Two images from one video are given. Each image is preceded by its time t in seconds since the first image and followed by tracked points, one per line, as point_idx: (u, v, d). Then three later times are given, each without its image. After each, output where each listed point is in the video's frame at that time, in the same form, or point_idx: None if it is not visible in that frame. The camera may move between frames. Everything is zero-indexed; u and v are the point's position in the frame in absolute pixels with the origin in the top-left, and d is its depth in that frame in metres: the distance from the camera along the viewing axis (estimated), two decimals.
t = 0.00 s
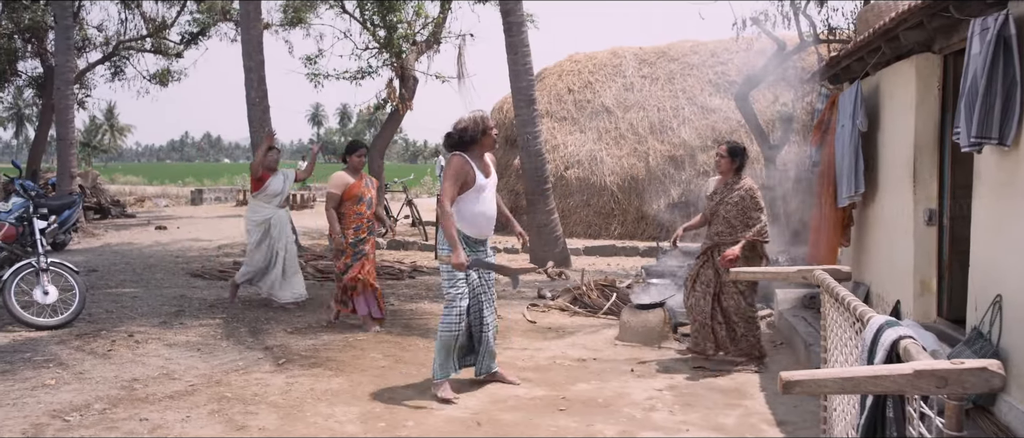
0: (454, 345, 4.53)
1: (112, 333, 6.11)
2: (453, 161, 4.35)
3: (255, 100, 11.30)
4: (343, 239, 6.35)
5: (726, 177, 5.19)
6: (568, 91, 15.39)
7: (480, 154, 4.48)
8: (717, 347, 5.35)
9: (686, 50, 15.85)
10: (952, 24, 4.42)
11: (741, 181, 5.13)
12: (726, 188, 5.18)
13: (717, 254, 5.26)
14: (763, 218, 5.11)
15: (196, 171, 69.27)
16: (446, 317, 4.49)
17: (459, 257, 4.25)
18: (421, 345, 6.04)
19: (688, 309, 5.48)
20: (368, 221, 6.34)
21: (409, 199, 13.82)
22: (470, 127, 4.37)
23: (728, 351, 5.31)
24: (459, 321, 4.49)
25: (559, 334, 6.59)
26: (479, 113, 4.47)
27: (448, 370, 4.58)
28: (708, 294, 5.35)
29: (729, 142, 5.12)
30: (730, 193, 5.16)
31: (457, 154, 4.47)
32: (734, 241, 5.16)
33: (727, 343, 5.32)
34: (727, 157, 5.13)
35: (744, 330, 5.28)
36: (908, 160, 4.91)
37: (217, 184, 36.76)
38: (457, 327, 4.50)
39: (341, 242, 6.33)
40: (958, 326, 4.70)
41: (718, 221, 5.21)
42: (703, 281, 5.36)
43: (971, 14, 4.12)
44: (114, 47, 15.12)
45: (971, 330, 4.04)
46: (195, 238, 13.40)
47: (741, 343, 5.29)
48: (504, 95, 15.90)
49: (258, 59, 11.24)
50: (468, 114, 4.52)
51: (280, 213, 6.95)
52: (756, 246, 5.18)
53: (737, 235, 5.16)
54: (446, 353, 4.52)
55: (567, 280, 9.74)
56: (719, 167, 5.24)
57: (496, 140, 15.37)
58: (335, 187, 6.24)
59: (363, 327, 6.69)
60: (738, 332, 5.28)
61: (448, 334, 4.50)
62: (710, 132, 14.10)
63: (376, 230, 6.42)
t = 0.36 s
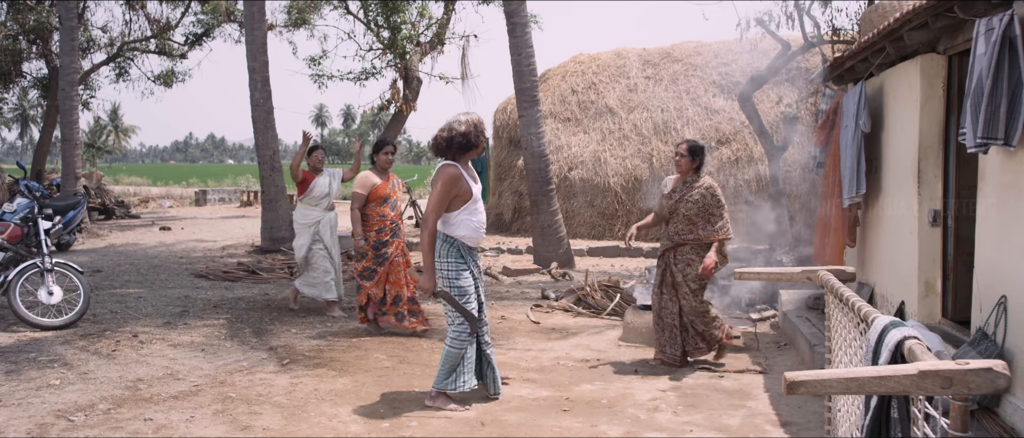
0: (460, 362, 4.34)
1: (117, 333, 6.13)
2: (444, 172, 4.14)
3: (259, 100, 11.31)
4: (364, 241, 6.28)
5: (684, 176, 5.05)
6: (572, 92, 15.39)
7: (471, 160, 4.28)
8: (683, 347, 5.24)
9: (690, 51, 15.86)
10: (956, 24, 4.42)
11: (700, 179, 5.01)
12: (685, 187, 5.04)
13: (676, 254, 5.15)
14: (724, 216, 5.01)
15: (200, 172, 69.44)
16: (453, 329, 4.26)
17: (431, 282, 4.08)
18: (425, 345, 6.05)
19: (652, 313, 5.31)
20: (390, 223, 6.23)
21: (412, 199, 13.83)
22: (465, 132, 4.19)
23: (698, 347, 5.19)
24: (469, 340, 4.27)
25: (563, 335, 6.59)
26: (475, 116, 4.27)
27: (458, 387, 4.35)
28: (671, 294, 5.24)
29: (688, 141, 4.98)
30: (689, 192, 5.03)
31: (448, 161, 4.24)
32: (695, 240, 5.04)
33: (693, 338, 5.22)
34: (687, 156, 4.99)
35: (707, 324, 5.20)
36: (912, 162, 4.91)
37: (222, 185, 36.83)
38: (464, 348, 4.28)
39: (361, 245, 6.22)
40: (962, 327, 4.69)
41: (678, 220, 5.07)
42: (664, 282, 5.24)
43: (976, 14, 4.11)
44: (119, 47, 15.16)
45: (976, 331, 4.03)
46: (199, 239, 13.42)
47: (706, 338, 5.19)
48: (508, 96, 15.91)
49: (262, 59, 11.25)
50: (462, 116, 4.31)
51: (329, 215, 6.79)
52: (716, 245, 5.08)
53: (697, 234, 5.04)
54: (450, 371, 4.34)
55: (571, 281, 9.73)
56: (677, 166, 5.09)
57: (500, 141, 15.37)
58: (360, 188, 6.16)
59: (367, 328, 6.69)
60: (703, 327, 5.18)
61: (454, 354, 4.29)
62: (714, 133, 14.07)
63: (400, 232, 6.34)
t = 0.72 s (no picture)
0: (459, 362, 4.32)
1: (117, 333, 6.13)
2: (447, 171, 4.11)
3: (260, 100, 11.31)
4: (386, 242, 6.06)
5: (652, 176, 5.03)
6: (573, 92, 15.39)
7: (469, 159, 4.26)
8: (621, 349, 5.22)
9: (691, 51, 15.87)
10: (957, 24, 4.42)
11: (670, 178, 4.99)
12: (653, 188, 5.00)
13: (643, 255, 5.11)
14: (692, 217, 4.97)
15: (201, 172, 69.49)
16: (453, 333, 4.25)
17: (464, 278, 4.08)
18: (426, 345, 6.05)
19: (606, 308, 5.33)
20: (412, 225, 5.98)
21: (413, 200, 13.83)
22: (465, 132, 4.17)
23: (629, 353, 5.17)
24: (469, 340, 4.26)
25: (563, 335, 6.59)
26: (474, 116, 4.26)
27: (457, 389, 4.37)
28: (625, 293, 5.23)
29: (658, 140, 4.94)
30: (657, 193, 5.00)
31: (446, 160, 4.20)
32: (663, 242, 5.00)
33: (629, 344, 5.18)
34: (656, 156, 4.96)
35: (645, 332, 5.14)
36: (912, 162, 4.92)
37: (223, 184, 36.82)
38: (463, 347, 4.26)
39: (383, 246, 6.01)
40: (963, 327, 4.69)
41: (647, 220, 5.03)
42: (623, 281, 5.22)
43: (977, 14, 4.11)
44: (120, 48, 15.17)
45: (978, 331, 4.03)
46: (200, 239, 13.42)
47: (642, 344, 5.14)
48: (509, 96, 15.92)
49: (263, 59, 11.26)
50: (458, 114, 4.29)
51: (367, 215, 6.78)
52: (683, 246, 5.05)
53: (665, 234, 5.00)
54: (451, 371, 4.33)
55: (572, 281, 9.72)
56: (646, 166, 5.04)
57: (501, 141, 15.38)
58: (385, 186, 5.85)
59: (368, 328, 6.68)
60: (639, 334, 5.13)
61: (456, 354, 4.26)
62: (715, 133, 14.06)
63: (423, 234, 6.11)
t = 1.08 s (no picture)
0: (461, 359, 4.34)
1: (117, 333, 6.13)
2: (458, 171, 4.18)
3: (259, 100, 11.29)
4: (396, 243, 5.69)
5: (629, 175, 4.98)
6: (572, 92, 15.38)
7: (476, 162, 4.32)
8: (611, 355, 5.15)
9: (690, 51, 15.86)
10: (956, 24, 4.42)
11: (646, 177, 4.95)
12: (630, 188, 4.96)
13: (623, 256, 5.07)
14: (670, 217, 4.94)
15: (201, 172, 69.49)
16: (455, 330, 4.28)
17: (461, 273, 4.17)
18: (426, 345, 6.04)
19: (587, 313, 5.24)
20: (424, 227, 5.59)
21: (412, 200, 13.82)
22: (473, 136, 4.23)
23: (622, 358, 5.11)
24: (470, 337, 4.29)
25: (563, 336, 6.59)
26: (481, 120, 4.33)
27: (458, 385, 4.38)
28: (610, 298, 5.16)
29: (633, 139, 4.89)
30: (634, 193, 4.95)
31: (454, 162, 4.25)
32: (642, 242, 4.97)
33: (621, 349, 5.13)
34: (631, 155, 4.90)
35: (638, 336, 5.10)
36: (912, 162, 4.92)
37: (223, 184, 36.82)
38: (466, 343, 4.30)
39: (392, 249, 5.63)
40: (962, 327, 4.70)
41: (625, 220, 4.99)
42: (605, 284, 5.16)
43: (976, 14, 4.11)
44: (119, 47, 15.16)
45: (977, 331, 4.03)
46: (199, 239, 13.42)
47: (632, 348, 5.10)
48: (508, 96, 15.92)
49: (262, 59, 11.25)
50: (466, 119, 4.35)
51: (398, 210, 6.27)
52: (663, 246, 5.01)
53: (644, 235, 4.96)
54: (455, 367, 4.34)
55: (571, 281, 9.72)
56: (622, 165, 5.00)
57: (500, 141, 15.38)
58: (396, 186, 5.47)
59: (368, 328, 6.67)
60: (632, 338, 5.09)
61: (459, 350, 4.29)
62: (714, 134, 14.05)
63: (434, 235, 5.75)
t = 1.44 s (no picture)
0: (461, 346, 4.64)
1: (117, 333, 6.14)
2: (456, 161, 4.43)
3: (259, 100, 11.29)
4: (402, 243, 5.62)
5: (604, 175, 4.95)
6: (572, 92, 15.38)
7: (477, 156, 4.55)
8: (602, 356, 5.09)
9: (690, 51, 15.86)
10: (956, 24, 4.42)
11: (621, 176, 4.92)
12: (606, 186, 4.91)
13: (603, 256, 5.01)
14: (645, 214, 4.93)
15: (201, 172, 69.51)
16: (441, 318, 4.64)
17: (447, 259, 4.48)
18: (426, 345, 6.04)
19: (572, 318, 5.11)
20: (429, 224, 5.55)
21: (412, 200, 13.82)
22: (473, 130, 4.45)
23: (617, 359, 5.08)
24: (460, 323, 4.64)
25: (562, 336, 6.59)
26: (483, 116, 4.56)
27: (462, 372, 4.67)
28: (595, 300, 5.07)
29: (606, 138, 4.87)
30: (611, 192, 4.90)
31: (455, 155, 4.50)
32: (621, 241, 4.93)
33: (613, 349, 5.09)
34: (604, 153, 4.88)
35: (629, 335, 5.08)
36: (912, 162, 4.92)
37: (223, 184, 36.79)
38: (461, 331, 4.64)
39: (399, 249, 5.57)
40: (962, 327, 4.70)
41: (602, 220, 4.94)
42: (589, 287, 5.07)
43: (976, 14, 4.11)
44: (119, 48, 15.16)
45: (976, 331, 4.03)
46: (198, 239, 13.43)
47: (625, 347, 5.09)
48: (508, 96, 15.92)
49: (262, 59, 11.25)
50: (469, 114, 4.58)
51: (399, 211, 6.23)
52: (642, 244, 5.00)
53: (623, 233, 4.93)
54: (460, 356, 4.67)
55: (571, 281, 9.71)
56: (596, 165, 4.97)
57: (500, 141, 15.39)
58: (397, 186, 5.40)
59: (367, 328, 6.67)
60: (625, 338, 5.06)
61: (455, 338, 4.65)
62: (714, 134, 14.03)
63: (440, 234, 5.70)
